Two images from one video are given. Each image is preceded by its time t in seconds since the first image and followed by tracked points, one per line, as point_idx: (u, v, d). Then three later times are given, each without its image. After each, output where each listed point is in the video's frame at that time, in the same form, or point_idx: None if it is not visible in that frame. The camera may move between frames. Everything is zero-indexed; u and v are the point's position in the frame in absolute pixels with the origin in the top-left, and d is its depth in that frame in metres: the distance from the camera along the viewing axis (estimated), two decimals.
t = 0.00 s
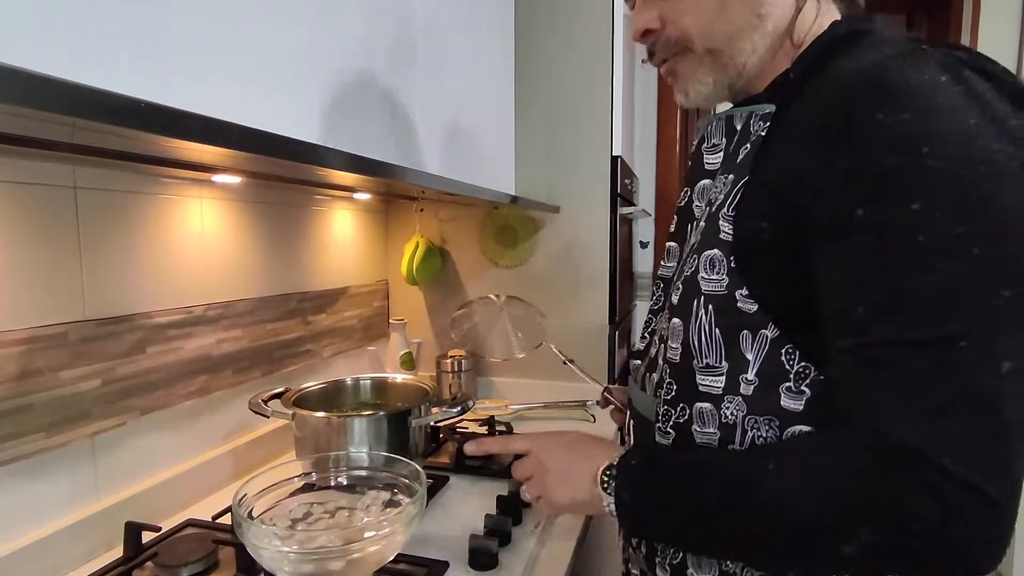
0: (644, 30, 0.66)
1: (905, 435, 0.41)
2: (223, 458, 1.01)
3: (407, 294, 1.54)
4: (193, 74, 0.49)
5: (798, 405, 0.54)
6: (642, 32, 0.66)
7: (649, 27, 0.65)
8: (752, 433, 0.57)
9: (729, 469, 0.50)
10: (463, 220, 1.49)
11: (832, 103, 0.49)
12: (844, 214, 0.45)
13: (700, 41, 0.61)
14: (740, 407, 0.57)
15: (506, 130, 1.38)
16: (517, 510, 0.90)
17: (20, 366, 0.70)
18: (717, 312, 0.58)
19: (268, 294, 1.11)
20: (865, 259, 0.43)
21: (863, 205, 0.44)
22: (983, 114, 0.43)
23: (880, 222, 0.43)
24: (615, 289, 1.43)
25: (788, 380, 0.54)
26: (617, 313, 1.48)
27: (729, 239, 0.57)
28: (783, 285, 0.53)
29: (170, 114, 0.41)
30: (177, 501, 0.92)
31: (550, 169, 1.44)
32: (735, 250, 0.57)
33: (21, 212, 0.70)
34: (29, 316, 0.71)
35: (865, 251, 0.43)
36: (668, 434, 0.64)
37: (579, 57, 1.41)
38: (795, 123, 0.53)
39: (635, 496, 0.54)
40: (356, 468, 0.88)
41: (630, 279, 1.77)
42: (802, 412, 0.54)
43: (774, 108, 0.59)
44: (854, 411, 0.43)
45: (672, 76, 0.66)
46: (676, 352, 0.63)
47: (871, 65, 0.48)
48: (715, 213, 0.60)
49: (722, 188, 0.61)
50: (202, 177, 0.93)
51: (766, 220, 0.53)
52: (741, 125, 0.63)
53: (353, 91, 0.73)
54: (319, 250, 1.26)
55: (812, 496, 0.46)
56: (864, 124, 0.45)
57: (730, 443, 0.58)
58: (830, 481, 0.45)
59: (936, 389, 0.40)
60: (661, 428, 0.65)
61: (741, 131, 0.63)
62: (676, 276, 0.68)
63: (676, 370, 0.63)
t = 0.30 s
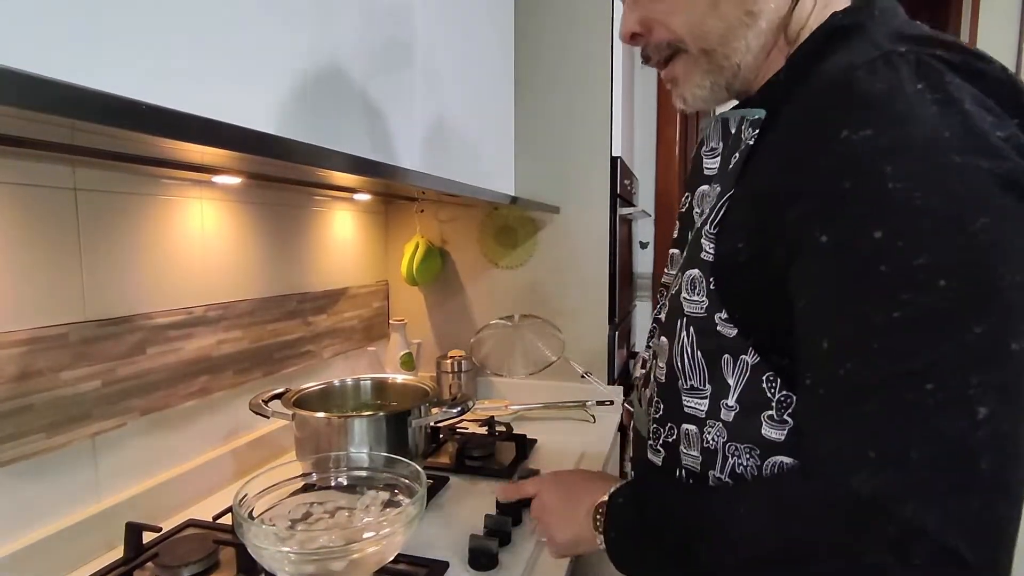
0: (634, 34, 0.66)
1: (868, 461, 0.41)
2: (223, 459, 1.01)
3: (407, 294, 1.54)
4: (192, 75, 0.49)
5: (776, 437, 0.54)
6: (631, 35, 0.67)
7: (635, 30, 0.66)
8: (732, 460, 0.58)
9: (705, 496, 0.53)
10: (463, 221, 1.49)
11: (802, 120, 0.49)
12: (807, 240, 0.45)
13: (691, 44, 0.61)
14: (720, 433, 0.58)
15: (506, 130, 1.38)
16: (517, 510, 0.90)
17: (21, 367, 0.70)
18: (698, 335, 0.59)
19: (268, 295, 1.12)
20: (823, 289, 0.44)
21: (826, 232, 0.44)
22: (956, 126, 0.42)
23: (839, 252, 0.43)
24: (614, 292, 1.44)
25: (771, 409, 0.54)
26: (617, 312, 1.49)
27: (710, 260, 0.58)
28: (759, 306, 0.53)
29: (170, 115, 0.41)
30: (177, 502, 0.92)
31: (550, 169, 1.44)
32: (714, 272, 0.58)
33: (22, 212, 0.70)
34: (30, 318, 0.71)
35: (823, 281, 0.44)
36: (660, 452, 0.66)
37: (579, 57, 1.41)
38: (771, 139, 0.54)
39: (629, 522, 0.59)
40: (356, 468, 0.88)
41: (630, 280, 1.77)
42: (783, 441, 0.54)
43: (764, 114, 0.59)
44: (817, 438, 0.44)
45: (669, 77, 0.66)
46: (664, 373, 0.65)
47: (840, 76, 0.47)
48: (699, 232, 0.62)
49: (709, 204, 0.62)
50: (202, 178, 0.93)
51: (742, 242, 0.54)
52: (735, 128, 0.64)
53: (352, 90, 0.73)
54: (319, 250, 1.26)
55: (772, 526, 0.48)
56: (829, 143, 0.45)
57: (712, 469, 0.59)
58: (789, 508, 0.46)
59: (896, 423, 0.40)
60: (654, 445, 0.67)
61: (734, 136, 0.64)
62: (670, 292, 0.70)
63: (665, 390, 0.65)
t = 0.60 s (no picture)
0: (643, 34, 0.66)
1: (879, 474, 0.39)
2: (223, 458, 1.01)
3: (406, 293, 1.54)
4: (192, 70, 0.49)
5: (790, 441, 0.53)
6: (642, 36, 0.66)
7: (646, 32, 0.65)
8: (742, 464, 0.56)
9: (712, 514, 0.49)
10: (463, 220, 1.49)
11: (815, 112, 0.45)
12: (820, 240, 0.42)
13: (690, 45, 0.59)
14: (730, 437, 0.57)
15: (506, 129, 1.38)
16: (518, 508, 0.90)
17: (18, 364, 0.70)
18: (707, 335, 0.57)
19: (268, 293, 1.11)
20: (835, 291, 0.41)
21: (841, 234, 0.41)
22: (986, 121, 0.38)
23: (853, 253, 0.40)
24: (615, 292, 1.44)
25: (782, 413, 0.53)
26: (617, 312, 1.48)
27: (721, 258, 0.55)
28: (768, 310, 0.50)
29: (171, 110, 0.41)
30: (176, 500, 0.92)
31: (550, 169, 1.44)
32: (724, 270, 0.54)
33: (21, 208, 0.70)
34: (28, 315, 0.71)
35: (837, 283, 0.40)
36: (669, 453, 0.64)
37: (579, 56, 1.41)
38: (783, 132, 0.49)
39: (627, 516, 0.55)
40: (356, 466, 0.88)
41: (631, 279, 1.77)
42: (795, 447, 0.53)
43: (783, 103, 0.54)
44: (828, 448, 0.41)
45: (676, 75, 0.65)
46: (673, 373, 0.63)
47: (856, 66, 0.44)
48: (710, 226, 0.58)
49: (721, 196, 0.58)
50: (202, 175, 0.93)
51: (751, 239, 0.50)
52: (751, 119, 0.58)
53: (352, 87, 0.73)
54: (319, 249, 1.26)
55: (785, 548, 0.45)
56: (846, 138, 0.42)
57: (722, 472, 0.58)
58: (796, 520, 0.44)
59: (914, 445, 0.38)
60: (662, 446, 0.66)
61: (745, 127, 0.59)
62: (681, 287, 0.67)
63: (672, 390, 0.63)
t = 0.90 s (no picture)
0: (672, 18, 0.65)
1: (909, 466, 0.40)
2: (224, 459, 1.01)
3: (407, 295, 1.54)
4: (193, 76, 0.49)
5: (810, 436, 0.53)
6: (671, 20, 0.65)
7: (677, 16, 0.64)
8: (760, 457, 0.56)
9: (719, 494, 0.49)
10: (466, 222, 1.49)
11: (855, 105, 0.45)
12: (864, 233, 0.42)
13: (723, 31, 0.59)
14: (749, 431, 0.56)
15: (506, 131, 1.38)
16: (518, 510, 0.90)
17: (21, 367, 0.70)
18: (733, 327, 0.56)
19: (269, 295, 1.11)
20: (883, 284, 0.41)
21: (893, 226, 0.40)
22: None
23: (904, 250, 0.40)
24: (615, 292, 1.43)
25: (805, 407, 0.53)
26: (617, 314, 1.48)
27: (751, 249, 0.54)
28: (805, 303, 0.51)
29: (168, 116, 0.41)
30: (178, 502, 0.92)
31: (551, 170, 1.44)
32: (755, 262, 0.54)
33: (21, 211, 0.70)
34: (29, 318, 0.71)
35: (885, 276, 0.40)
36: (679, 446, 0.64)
37: (580, 58, 1.41)
38: (823, 124, 0.49)
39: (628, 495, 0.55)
40: (357, 469, 0.88)
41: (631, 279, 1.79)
42: (816, 442, 0.53)
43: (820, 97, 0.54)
44: (858, 437, 0.42)
45: (709, 62, 0.64)
46: (692, 364, 0.63)
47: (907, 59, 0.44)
48: (739, 215, 0.56)
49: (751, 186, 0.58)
50: (203, 178, 0.93)
51: (786, 230, 0.50)
52: (783, 113, 0.58)
53: (351, 92, 0.73)
54: (319, 251, 1.26)
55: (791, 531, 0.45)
56: (901, 130, 0.42)
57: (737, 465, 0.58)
58: (811, 518, 0.44)
59: (951, 445, 0.38)
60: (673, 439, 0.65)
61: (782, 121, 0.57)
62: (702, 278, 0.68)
63: (689, 383, 0.63)
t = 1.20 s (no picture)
0: (676, 46, 0.66)
1: (954, 500, 0.42)
2: (224, 472, 1.02)
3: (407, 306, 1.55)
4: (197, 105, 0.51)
5: (818, 462, 0.55)
6: (672, 48, 0.67)
7: (678, 44, 0.65)
8: (768, 480, 0.59)
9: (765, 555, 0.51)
10: (465, 235, 1.50)
11: (862, 146, 0.49)
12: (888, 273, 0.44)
13: (726, 62, 0.60)
14: (757, 455, 0.59)
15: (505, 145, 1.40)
16: (516, 524, 0.90)
17: (27, 383, 0.71)
18: (741, 354, 0.59)
19: (270, 308, 1.13)
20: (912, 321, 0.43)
21: (919, 269, 0.42)
22: None
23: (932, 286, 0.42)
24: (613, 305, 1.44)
25: (812, 434, 0.55)
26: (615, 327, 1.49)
27: (759, 281, 0.58)
28: (814, 335, 0.53)
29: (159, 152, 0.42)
30: (180, 515, 0.93)
31: (550, 183, 1.46)
32: (765, 295, 0.57)
33: (27, 229, 0.71)
34: (34, 334, 0.72)
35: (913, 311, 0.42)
36: (689, 466, 0.67)
37: (578, 73, 1.43)
38: (824, 154, 0.53)
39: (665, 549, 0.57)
40: (358, 484, 0.88)
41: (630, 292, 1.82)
42: (825, 467, 0.55)
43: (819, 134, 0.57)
44: (888, 468, 0.45)
45: (704, 91, 0.65)
46: (700, 388, 0.65)
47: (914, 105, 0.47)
48: (748, 246, 0.59)
49: (756, 219, 0.61)
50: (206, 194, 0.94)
51: (799, 265, 0.53)
52: (783, 147, 0.61)
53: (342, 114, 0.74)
54: (320, 263, 1.27)
55: None
56: (918, 177, 0.44)
57: (747, 487, 0.61)
58: (858, 550, 0.46)
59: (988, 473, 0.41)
60: (682, 460, 0.68)
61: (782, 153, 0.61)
62: (705, 303, 0.70)
63: (697, 406, 0.65)
